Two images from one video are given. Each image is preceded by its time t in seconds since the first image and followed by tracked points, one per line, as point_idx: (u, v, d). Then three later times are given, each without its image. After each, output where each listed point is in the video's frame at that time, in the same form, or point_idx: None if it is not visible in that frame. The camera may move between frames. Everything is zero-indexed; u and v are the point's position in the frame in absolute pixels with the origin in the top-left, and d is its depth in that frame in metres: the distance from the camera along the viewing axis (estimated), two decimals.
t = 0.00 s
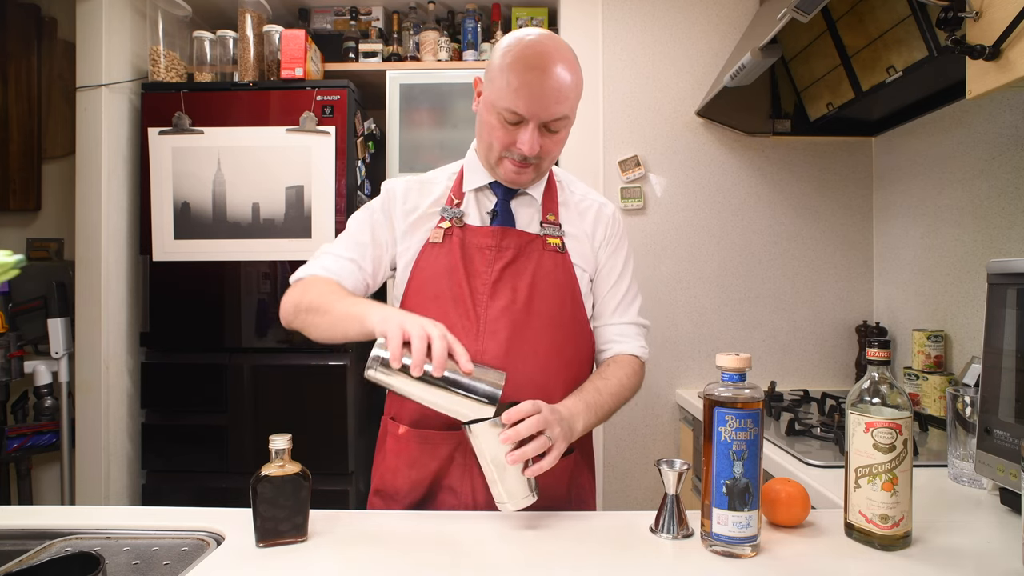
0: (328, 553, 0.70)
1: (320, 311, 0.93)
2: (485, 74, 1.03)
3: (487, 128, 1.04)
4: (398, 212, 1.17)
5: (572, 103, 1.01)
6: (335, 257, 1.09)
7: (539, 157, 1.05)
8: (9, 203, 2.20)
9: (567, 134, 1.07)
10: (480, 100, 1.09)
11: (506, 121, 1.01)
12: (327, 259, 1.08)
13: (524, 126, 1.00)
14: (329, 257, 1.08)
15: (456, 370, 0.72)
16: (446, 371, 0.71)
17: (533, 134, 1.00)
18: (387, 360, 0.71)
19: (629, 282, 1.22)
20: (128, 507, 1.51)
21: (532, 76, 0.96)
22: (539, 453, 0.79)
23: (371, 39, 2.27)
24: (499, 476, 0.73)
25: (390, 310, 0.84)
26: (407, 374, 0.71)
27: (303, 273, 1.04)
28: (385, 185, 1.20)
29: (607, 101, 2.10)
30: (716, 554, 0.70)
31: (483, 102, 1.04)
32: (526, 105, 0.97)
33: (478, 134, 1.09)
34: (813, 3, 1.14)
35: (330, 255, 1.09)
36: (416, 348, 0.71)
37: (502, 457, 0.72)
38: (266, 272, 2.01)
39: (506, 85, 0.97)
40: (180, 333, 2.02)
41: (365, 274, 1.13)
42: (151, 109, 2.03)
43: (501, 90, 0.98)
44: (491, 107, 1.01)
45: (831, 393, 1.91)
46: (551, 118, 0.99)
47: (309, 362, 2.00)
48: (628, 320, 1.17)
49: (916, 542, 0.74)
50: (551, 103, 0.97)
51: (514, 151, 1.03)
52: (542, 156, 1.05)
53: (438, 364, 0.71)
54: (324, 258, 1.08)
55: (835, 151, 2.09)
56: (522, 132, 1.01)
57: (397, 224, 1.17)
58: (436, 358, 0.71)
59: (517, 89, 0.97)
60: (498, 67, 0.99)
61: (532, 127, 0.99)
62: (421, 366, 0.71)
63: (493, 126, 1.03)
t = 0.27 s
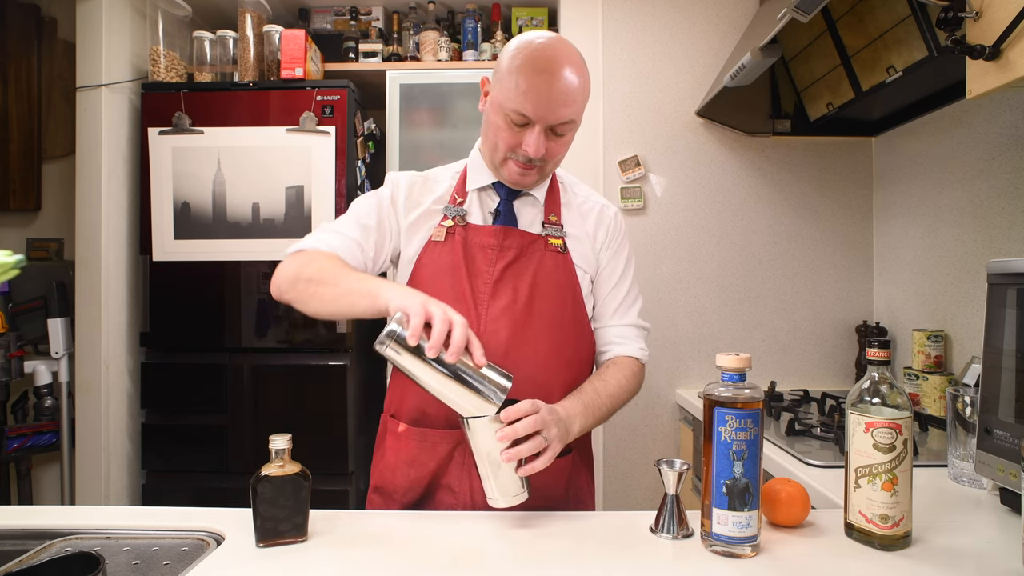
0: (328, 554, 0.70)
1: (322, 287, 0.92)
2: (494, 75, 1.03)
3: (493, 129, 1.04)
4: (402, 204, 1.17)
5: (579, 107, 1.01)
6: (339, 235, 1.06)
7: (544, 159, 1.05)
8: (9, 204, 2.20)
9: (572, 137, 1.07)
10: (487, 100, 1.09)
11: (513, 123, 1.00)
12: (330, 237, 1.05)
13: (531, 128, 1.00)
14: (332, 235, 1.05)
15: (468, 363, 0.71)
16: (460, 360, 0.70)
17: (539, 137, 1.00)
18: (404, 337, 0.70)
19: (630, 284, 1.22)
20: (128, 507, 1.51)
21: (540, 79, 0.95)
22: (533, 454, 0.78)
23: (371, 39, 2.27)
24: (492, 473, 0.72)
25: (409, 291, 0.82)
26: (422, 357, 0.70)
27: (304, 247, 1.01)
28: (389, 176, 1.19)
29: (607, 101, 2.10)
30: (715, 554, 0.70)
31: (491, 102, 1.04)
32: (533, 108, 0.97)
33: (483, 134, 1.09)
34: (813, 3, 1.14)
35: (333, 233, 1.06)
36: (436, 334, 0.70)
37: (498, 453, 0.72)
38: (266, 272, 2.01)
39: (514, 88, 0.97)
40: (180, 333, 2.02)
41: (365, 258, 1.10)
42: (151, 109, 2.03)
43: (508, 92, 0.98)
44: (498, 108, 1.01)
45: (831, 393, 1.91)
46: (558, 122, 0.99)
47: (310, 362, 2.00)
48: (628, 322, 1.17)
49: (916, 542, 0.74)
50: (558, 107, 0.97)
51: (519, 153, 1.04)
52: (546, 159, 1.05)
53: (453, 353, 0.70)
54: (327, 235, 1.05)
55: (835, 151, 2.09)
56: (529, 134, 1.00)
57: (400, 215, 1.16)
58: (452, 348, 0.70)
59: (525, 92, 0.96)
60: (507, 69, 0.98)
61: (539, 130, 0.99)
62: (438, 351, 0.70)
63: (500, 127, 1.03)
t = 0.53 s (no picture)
0: (328, 554, 0.70)
1: (332, 265, 0.91)
2: (501, 74, 1.03)
3: (499, 129, 1.04)
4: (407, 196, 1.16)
5: (586, 109, 1.00)
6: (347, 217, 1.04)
7: (548, 161, 1.05)
8: (9, 203, 2.20)
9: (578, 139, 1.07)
10: (494, 99, 1.09)
11: (519, 124, 1.00)
12: (339, 217, 1.03)
13: (536, 129, 1.00)
14: (340, 216, 1.03)
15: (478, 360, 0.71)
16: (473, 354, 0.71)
17: (544, 139, 1.00)
18: (424, 324, 0.70)
19: (631, 286, 1.22)
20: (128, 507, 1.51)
21: (548, 80, 0.95)
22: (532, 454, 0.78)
23: (371, 39, 2.27)
24: (491, 472, 0.72)
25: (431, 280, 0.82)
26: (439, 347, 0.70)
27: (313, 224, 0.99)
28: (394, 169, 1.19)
29: (607, 101, 2.10)
30: (716, 554, 0.70)
31: (497, 102, 1.04)
32: (540, 109, 0.97)
33: (489, 132, 1.09)
34: (813, 3, 1.14)
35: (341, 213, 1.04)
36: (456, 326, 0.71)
37: (498, 453, 0.72)
38: (266, 272, 2.01)
39: (522, 88, 0.97)
40: (180, 333, 2.02)
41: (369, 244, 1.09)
42: (151, 108, 2.03)
43: (516, 92, 0.98)
44: (504, 108, 1.01)
45: (831, 393, 1.91)
46: (564, 124, 0.99)
47: (310, 361, 2.00)
48: (629, 324, 1.17)
49: (916, 542, 0.74)
50: (565, 109, 0.97)
51: (524, 153, 1.04)
52: (550, 160, 1.06)
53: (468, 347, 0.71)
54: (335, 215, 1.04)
55: (835, 151, 2.09)
56: (534, 135, 1.01)
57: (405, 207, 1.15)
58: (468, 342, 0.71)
59: (532, 93, 0.96)
60: (515, 69, 0.98)
61: (545, 131, 0.99)
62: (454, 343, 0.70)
63: (505, 127, 1.03)
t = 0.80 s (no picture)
0: (328, 553, 0.70)
1: (340, 255, 0.90)
2: (506, 74, 1.02)
3: (502, 129, 1.04)
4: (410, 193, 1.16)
5: (590, 110, 1.00)
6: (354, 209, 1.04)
7: (551, 161, 1.05)
8: (9, 203, 2.20)
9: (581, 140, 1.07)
10: (497, 99, 1.08)
11: (523, 124, 1.01)
12: (346, 208, 1.03)
13: (540, 130, 1.00)
14: (348, 207, 1.03)
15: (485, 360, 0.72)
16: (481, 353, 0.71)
17: (548, 140, 1.00)
18: (435, 320, 0.70)
19: (632, 287, 1.22)
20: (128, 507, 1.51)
21: (553, 82, 0.95)
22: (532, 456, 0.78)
23: (371, 39, 2.27)
24: (491, 472, 0.72)
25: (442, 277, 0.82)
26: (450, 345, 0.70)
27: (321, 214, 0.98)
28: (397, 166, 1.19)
29: (607, 101, 2.10)
30: (716, 554, 0.70)
31: (501, 101, 1.04)
32: (544, 110, 0.97)
33: (492, 132, 1.09)
34: (813, 3, 1.14)
35: (349, 205, 1.04)
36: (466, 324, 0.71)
37: (499, 454, 0.72)
38: (266, 272, 2.01)
39: (526, 89, 0.97)
40: (180, 333, 2.02)
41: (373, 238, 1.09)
42: (151, 108, 2.03)
43: (520, 93, 0.98)
44: (508, 108, 1.01)
45: (831, 393, 1.91)
46: (568, 125, 0.99)
47: (310, 361, 2.00)
48: (630, 325, 1.17)
49: (916, 542, 0.74)
50: (569, 110, 0.97)
51: (527, 154, 1.04)
52: (553, 161, 1.06)
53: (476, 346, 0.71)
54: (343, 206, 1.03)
55: (835, 151, 2.09)
56: (538, 135, 1.01)
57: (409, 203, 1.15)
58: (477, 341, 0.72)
59: (536, 93, 0.96)
60: (519, 70, 0.98)
61: (549, 132, 0.99)
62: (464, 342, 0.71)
63: (509, 127, 1.03)
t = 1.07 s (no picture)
0: (328, 553, 0.70)
1: (343, 250, 0.90)
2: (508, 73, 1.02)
3: (504, 128, 1.04)
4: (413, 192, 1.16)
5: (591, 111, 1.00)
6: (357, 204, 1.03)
7: (552, 162, 1.05)
8: (9, 203, 2.20)
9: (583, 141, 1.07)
10: (499, 98, 1.08)
11: (525, 124, 1.00)
12: (350, 202, 1.02)
13: (542, 130, 1.00)
14: (351, 202, 1.03)
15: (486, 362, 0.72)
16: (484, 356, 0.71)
17: (550, 140, 1.00)
18: (442, 320, 0.70)
19: (633, 287, 1.22)
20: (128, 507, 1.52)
21: (555, 82, 0.95)
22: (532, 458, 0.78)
23: (371, 39, 2.27)
24: (490, 473, 0.72)
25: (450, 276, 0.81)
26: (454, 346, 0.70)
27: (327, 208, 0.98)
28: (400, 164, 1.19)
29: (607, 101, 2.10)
30: (716, 554, 0.70)
31: (503, 101, 1.04)
32: (546, 110, 0.97)
33: (494, 131, 1.09)
34: (813, 3, 1.14)
35: (352, 200, 1.03)
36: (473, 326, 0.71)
37: (499, 456, 0.71)
38: (266, 272, 2.01)
39: (529, 89, 0.97)
40: (180, 333, 2.02)
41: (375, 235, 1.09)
42: (151, 108, 2.03)
43: (523, 93, 0.98)
44: (511, 108, 1.01)
45: (831, 393, 1.91)
46: (570, 126, 0.99)
47: (310, 361, 2.00)
48: (631, 325, 1.17)
49: (916, 543, 0.74)
50: (571, 111, 0.97)
51: (528, 154, 1.04)
52: (555, 161, 1.06)
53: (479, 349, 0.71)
54: (347, 199, 1.03)
55: (835, 151, 2.09)
56: (540, 136, 1.00)
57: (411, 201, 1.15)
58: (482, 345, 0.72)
59: (539, 93, 0.96)
60: (522, 70, 0.98)
61: (551, 133, 0.99)
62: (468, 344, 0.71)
63: (510, 127, 1.03)
